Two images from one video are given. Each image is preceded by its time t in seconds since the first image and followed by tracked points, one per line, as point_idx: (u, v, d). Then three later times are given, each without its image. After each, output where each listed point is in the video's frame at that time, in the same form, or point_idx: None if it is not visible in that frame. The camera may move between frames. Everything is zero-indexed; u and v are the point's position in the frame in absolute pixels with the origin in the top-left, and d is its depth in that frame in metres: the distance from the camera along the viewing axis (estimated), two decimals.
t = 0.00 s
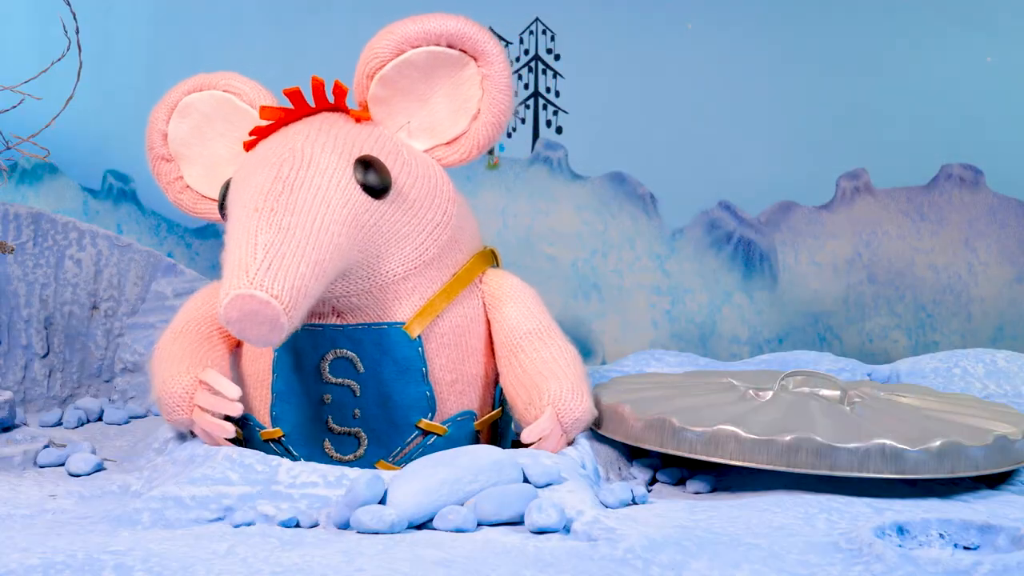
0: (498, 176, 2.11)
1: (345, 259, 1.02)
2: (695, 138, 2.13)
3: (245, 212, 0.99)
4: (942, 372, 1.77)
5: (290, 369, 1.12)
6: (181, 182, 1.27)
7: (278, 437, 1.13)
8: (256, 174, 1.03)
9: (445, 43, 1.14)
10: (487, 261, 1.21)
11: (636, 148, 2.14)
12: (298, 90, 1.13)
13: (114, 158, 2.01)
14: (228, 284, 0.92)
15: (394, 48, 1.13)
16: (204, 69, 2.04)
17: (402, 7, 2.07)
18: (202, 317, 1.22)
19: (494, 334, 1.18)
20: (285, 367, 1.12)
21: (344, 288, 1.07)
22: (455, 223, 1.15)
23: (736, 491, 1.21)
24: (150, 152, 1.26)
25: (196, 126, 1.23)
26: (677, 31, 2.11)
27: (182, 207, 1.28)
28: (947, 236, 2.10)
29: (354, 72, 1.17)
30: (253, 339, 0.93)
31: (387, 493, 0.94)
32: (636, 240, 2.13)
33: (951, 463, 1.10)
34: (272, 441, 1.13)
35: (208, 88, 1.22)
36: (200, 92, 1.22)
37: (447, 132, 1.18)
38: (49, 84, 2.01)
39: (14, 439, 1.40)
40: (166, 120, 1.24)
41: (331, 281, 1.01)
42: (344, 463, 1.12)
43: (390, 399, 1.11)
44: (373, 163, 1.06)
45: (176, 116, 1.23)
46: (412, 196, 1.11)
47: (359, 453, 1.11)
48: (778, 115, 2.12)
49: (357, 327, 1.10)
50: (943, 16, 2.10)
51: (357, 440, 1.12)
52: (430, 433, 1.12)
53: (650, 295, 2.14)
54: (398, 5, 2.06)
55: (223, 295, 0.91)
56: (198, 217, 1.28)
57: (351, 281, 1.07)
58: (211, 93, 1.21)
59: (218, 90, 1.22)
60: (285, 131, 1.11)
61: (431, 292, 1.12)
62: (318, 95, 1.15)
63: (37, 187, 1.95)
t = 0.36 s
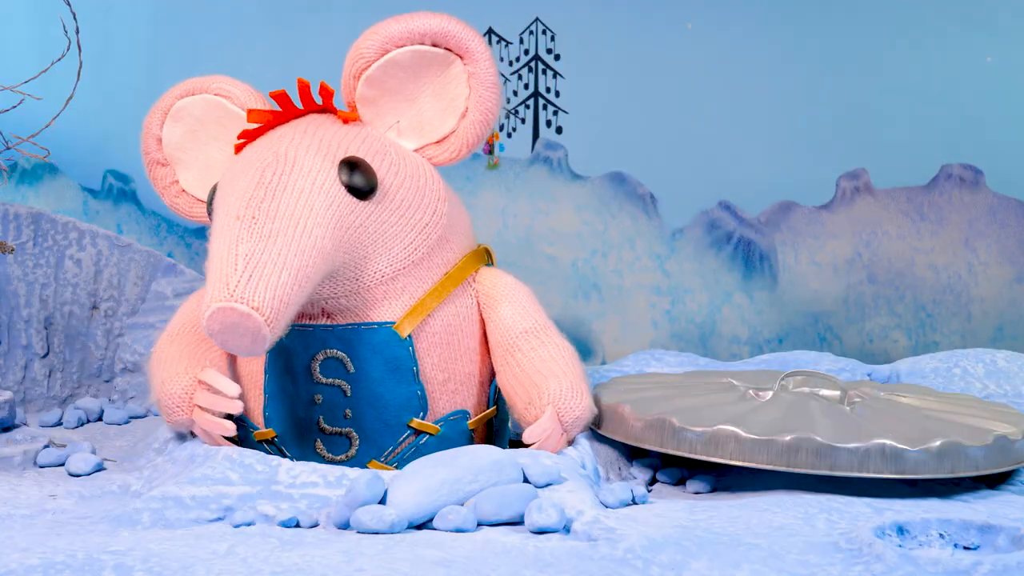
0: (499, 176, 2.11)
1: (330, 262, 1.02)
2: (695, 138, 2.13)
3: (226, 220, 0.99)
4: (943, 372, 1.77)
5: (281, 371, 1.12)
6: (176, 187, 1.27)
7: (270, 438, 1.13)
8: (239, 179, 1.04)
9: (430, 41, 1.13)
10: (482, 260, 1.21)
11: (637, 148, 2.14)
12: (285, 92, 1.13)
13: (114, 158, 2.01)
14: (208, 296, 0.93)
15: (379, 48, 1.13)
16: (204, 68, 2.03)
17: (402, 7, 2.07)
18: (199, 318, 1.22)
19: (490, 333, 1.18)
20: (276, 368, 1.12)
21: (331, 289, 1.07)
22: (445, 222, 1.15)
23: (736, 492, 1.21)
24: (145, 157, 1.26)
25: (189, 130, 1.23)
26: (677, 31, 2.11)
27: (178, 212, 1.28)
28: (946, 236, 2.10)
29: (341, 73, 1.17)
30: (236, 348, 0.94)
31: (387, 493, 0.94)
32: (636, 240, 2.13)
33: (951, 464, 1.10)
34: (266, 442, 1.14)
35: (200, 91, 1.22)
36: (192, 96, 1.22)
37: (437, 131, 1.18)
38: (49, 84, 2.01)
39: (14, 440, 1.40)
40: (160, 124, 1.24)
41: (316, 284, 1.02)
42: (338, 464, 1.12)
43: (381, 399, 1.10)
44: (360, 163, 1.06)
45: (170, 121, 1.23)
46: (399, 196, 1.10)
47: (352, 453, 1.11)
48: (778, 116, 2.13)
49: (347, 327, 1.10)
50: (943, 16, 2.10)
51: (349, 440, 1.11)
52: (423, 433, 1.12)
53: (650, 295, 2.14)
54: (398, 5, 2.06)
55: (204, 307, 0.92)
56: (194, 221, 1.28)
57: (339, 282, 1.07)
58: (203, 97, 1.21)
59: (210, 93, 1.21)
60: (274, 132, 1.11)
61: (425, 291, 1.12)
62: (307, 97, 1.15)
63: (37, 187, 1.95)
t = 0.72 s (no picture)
0: (498, 176, 2.11)
1: (325, 263, 1.02)
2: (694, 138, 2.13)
3: (219, 222, 0.99)
4: (943, 372, 1.77)
5: (277, 371, 1.12)
6: (175, 189, 1.27)
7: (269, 438, 1.13)
8: (233, 180, 1.04)
9: (423, 40, 1.13)
10: (478, 260, 1.21)
11: (636, 148, 2.14)
12: (280, 93, 1.13)
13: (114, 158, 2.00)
14: (201, 299, 0.93)
15: (372, 48, 1.13)
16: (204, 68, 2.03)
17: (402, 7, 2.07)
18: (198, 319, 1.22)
19: (488, 333, 1.18)
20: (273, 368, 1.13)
21: (327, 289, 1.07)
22: (441, 222, 1.15)
23: (736, 491, 1.21)
24: (143, 159, 1.26)
25: (186, 132, 1.23)
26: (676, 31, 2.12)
27: (177, 213, 1.28)
28: (946, 236, 2.10)
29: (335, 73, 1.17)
30: (230, 350, 0.94)
31: (387, 493, 0.94)
32: (636, 240, 2.13)
33: (951, 464, 1.10)
34: (265, 442, 1.14)
35: (196, 93, 1.22)
36: (188, 98, 1.22)
37: (432, 130, 1.18)
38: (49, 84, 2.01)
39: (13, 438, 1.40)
40: (157, 127, 1.24)
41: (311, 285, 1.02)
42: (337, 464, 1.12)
43: (377, 399, 1.10)
44: (354, 163, 1.06)
45: (166, 123, 1.23)
46: (393, 196, 1.10)
47: (348, 453, 1.11)
48: (778, 116, 2.13)
49: (342, 327, 1.10)
50: (943, 16, 2.10)
51: (345, 440, 1.11)
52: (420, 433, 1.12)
53: (650, 295, 2.14)
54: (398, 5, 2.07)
55: (197, 310, 0.93)
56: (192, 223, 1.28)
57: (334, 283, 1.07)
58: (199, 99, 1.21)
59: (206, 95, 1.21)
60: (270, 133, 1.11)
61: (421, 291, 1.12)
62: (301, 97, 1.15)
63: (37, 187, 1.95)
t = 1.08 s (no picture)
0: (498, 175, 2.11)
1: (325, 262, 1.02)
2: (694, 138, 2.13)
3: (219, 219, 0.99)
4: (942, 372, 1.77)
5: (277, 371, 1.12)
6: (174, 189, 1.27)
7: (269, 438, 1.13)
8: (233, 179, 1.03)
9: (423, 40, 1.13)
10: (478, 260, 1.21)
11: (636, 148, 2.14)
12: (279, 93, 1.13)
13: (114, 158, 2.01)
14: (201, 295, 0.92)
15: (372, 48, 1.12)
16: (204, 68, 2.03)
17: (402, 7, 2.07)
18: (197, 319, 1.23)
19: (487, 333, 1.18)
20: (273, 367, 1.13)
21: (327, 289, 1.07)
22: (441, 221, 1.15)
23: (736, 491, 1.22)
24: (143, 159, 1.27)
25: (186, 132, 1.23)
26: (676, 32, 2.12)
27: (177, 214, 1.29)
28: (946, 236, 2.10)
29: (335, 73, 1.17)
30: (230, 347, 0.94)
31: (387, 493, 0.94)
32: (636, 240, 2.13)
33: (951, 464, 1.10)
34: (265, 441, 1.14)
35: (195, 93, 1.22)
36: (187, 98, 1.21)
37: (432, 129, 1.18)
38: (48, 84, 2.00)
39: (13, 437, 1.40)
40: (157, 127, 1.24)
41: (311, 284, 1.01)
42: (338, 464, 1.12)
43: (377, 398, 1.10)
44: (354, 162, 1.06)
45: (165, 124, 1.23)
46: (394, 195, 1.10)
47: (349, 452, 1.11)
48: (778, 116, 2.13)
49: (342, 326, 1.09)
50: (944, 16, 2.10)
51: (346, 439, 1.11)
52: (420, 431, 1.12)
53: (650, 295, 2.14)
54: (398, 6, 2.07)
55: (198, 305, 0.92)
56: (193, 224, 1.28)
57: (334, 282, 1.07)
58: (198, 100, 1.21)
59: (206, 95, 1.21)
60: (271, 132, 1.11)
61: (421, 290, 1.12)
62: (301, 97, 1.15)
63: (37, 187, 1.94)
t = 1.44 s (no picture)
0: (498, 176, 2.11)
1: (334, 250, 1.02)
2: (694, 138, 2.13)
3: (232, 200, 0.99)
4: (942, 372, 1.77)
5: (282, 367, 1.12)
6: (177, 189, 1.26)
7: (272, 435, 1.13)
8: (246, 165, 1.04)
9: (434, 37, 1.13)
10: (481, 260, 1.21)
11: (636, 148, 2.14)
12: (289, 89, 1.12)
13: (114, 158, 2.01)
14: (215, 268, 0.92)
15: (382, 45, 1.12)
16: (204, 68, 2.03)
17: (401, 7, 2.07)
18: (198, 319, 1.22)
19: (490, 332, 1.18)
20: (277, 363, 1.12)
21: (335, 281, 1.07)
22: (447, 219, 1.15)
23: (736, 492, 1.22)
24: (146, 159, 1.25)
25: (190, 131, 1.23)
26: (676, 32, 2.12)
27: (178, 214, 1.28)
28: (947, 236, 2.10)
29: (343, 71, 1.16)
30: (241, 324, 0.93)
31: (387, 493, 0.94)
32: (636, 240, 2.13)
33: (951, 464, 1.10)
34: (267, 440, 1.14)
35: (202, 93, 1.22)
36: (194, 98, 1.22)
37: (439, 129, 1.18)
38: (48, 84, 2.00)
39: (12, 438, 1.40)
40: (161, 127, 1.23)
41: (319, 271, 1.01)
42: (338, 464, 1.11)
43: (383, 394, 1.09)
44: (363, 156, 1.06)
45: (170, 123, 1.23)
46: (402, 189, 1.10)
47: (353, 449, 1.11)
48: (778, 116, 2.13)
49: (348, 322, 1.09)
50: (943, 16, 2.10)
51: (350, 435, 1.11)
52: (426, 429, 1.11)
53: (650, 295, 2.14)
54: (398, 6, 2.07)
55: (210, 278, 0.92)
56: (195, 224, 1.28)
57: (341, 274, 1.06)
58: (206, 99, 1.21)
59: (213, 94, 1.21)
60: (280, 125, 1.11)
61: (428, 286, 1.12)
62: (308, 95, 1.14)
63: (37, 187, 1.94)
